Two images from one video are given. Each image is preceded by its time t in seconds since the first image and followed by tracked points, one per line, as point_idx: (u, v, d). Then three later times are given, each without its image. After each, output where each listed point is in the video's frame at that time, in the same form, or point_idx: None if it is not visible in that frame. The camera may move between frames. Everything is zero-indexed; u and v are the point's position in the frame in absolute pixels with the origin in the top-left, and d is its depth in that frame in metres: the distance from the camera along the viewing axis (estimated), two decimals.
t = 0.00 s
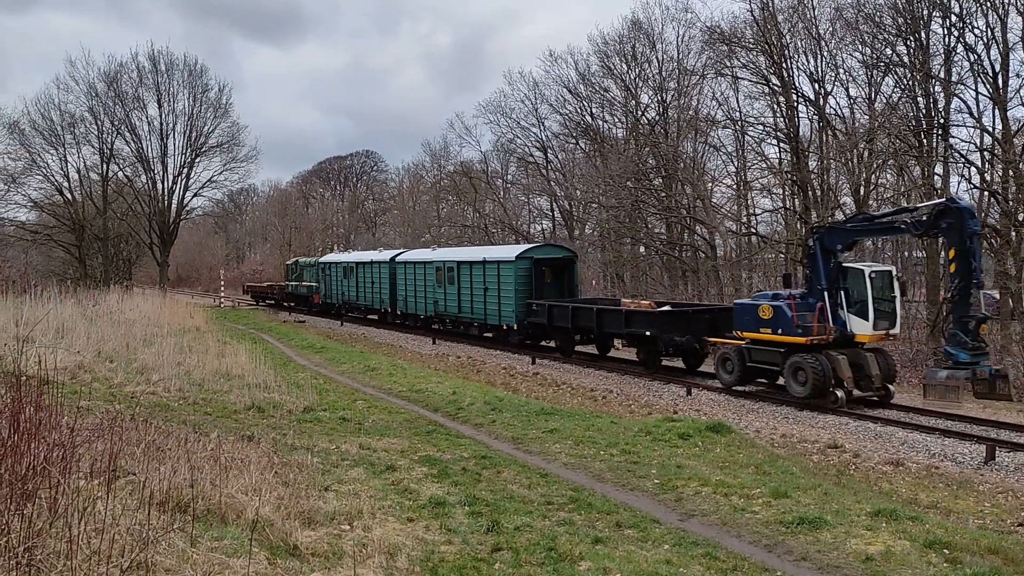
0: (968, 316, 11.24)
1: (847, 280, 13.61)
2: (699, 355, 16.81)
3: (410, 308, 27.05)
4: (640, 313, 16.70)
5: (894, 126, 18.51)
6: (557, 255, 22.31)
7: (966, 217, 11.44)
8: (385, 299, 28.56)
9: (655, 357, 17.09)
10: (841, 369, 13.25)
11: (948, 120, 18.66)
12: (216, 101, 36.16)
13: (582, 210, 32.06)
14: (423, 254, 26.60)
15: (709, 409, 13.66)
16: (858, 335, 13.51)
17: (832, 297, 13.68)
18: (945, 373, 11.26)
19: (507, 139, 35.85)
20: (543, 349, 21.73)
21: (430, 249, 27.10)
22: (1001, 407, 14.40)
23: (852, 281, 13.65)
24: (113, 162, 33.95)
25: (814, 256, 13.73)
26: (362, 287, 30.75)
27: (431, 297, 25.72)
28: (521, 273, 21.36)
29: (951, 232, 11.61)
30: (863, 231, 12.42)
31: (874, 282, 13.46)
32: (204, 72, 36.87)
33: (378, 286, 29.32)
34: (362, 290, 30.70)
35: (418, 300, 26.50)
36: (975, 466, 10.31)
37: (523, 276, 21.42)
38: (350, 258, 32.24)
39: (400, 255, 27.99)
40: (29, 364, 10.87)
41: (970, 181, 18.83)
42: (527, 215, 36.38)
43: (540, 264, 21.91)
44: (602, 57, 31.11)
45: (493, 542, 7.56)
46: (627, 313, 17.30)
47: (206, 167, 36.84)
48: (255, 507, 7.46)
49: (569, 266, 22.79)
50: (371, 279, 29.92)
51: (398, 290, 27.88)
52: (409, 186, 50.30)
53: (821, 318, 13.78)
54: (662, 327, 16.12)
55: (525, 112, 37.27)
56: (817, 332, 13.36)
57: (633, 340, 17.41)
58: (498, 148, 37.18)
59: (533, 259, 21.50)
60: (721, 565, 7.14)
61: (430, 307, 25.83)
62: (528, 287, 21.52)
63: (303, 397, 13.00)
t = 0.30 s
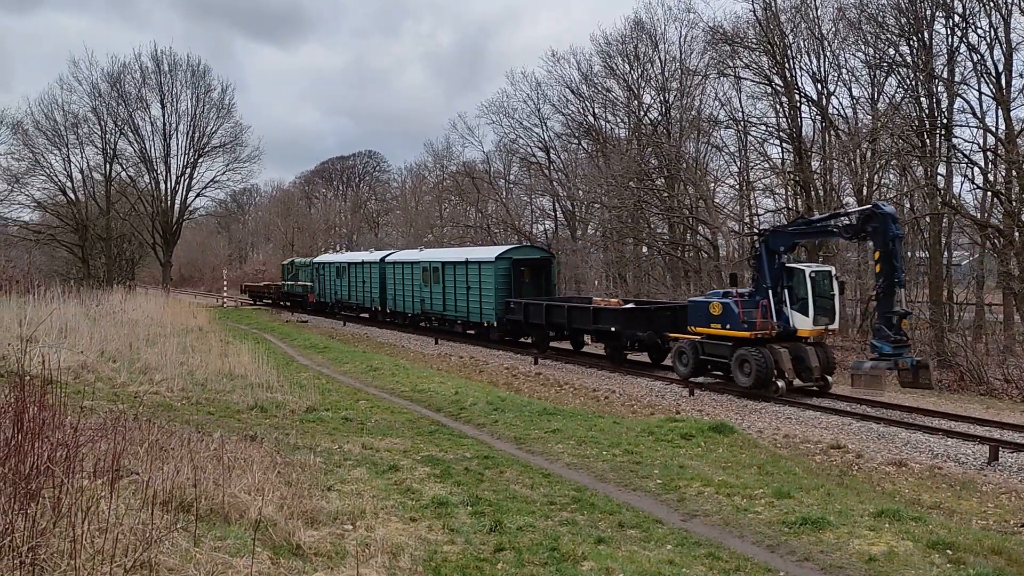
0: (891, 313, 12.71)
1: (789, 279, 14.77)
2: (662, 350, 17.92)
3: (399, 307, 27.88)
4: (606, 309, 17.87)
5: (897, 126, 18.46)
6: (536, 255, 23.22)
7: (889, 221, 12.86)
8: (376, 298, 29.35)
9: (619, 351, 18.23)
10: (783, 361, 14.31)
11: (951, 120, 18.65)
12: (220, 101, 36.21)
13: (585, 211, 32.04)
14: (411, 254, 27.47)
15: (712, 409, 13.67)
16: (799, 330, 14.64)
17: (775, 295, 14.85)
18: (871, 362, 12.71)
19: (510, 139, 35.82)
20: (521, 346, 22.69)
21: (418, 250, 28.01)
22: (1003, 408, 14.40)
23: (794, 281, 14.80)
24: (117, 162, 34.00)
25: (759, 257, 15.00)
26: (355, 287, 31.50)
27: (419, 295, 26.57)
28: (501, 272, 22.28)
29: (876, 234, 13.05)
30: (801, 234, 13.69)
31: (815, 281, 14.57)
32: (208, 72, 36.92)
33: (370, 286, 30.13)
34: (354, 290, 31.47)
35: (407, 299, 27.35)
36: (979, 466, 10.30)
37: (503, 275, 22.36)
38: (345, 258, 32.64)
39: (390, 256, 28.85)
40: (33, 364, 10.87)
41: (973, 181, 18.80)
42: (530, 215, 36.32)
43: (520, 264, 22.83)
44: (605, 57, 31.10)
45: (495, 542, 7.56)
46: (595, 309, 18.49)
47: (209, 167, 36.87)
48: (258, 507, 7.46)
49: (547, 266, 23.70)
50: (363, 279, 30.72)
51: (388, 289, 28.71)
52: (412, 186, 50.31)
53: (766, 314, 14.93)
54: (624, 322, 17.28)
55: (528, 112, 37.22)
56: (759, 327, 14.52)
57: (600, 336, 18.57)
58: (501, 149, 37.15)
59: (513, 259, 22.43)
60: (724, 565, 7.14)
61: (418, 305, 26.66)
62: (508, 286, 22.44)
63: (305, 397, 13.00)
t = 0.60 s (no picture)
0: (828, 310, 14.27)
1: (741, 279, 15.76)
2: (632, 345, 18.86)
3: (389, 305, 28.52)
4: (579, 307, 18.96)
5: (902, 126, 18.39)
6: (518, 255, 23.96)
7: (826, 226, 14.21)
8: (368, 297, 29.94)
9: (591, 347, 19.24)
10: (734, 354, 15.18)
11: (956, 120, 18.50)
12: (224, 102, 36.25)
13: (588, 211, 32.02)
14: (400, 254, 28.13)
15: (716, 409, 13.67)
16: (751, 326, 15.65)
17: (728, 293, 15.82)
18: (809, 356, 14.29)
19: (514, 140, 35.82)
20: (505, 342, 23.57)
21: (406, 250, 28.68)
22: (1006, 409, 14.41)
23: (745, 280, 15.81)
24: (121, 162, 34.06)
25: (714, 257, 15.94)
26: (346, 287, 31.97)
27: (407, 294, 27.20)
28: (484, 272, 23.02)
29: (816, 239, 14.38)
30: (750, 237, 14.72)
31: (765, 280, 15.65)
32: (212, 73, 36.96)
33: (362, 285, 30.63)
34: (346, 290, 31.94)
35: (395, 298, 27.99)
36: (984, 466, 10.29)
37: (486, 275, 23.11)
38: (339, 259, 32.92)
39: (380, 256, 29.46)
40: (38, 364, 10.88)
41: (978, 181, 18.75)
42: (534, 215, 36.25)
43: (502, 265, 23.58)
44: (609, 57, 31.08)
45: (499, 542, 7.56)
46: (568, 307, 19.53)
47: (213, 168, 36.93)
48: (263, 507, 7.47)
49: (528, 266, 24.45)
50: (353, 279, 31.25)
51: (378, 288, 29.34)
52: (416, 187, 50.33)
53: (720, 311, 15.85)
54: (593, 318, 18.43)
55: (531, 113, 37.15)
56: (713, 322, 15.42)
57: (574, 332, 19.61)
58: (504, 149, 37.15)
59: (495, 259, 23.16)
60: (729, 566, 7.13)
61: (406, 304, 27.30)
62: (491, 285, 23.20)
63: (310, 397, 13.02)
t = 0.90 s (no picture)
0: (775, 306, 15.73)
1: (702, 278, 16.81)
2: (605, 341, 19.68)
3: (380, 304, 29.09)
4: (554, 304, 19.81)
5: (907, 125, 18.32)
6: (502, 256, 24.52)
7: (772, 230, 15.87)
8: (363, 296, 30.41)
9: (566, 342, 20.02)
10: (693, 347, 16.33)
11: (961, 119, 18.39)
12: (229, 102, 36.32)
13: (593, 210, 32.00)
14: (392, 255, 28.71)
15: (721, 409, 13.67)
16: (711, 322, 16.60)
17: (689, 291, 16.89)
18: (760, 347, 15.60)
19: (518, 139, 35.79)
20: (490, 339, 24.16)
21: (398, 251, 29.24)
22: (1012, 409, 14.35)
23: (706, 280, 16.84)
24: (127, 163, 34.16)
25: (676, 257, 17.10)
26: (343, 287, 32.37)
27: (397, 293, 27.76)
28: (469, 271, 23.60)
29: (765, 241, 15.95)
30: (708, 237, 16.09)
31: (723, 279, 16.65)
32: (217, 73, 37.02)
33: (356, 284, 31.08)
34: (343, 290, 32.33)
35: (387, 297, 28.55)
36: (990, 467, 10.25)
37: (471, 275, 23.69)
38: (336, 259, 33.16)
39: (372, 256, 30.00)
40: (44, 364, 10.90)
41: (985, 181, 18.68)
42: (538, 215, 36.20)
43: (486, 265, 24.14)
44: (613, 57, 31.04)
45: (504, 542, 7.56)
46: (545, 304, 20.36)
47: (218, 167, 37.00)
48: (268, 507, 7.48)
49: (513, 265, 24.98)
50: (348, 278, 31.67)
51: (371, 287, 29.89)
52: (420, 186, 50.36)
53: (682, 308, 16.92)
54: (567, 315, 19.33)
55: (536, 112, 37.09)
56: (674, 317, 16.53)
57: (551, 328, 20.43)
58: (509, 148, 37.14)
59: (480, 259, 23.74)
60: (733, 566, 7.11)
61: (396, 303, 27.87)
62: (475, 284, 23.78)
63: (315, 397, 13.03)
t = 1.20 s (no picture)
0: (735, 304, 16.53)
1: (669, 277, 17.52)
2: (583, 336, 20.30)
3: (374, 303, 29.34)
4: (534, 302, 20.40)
5: (915, 125, 18.26)
6: (490, 255, 24.75)
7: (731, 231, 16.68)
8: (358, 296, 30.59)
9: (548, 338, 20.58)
10: (660, 342, 17.09)
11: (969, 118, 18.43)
12: (235, 103, 36.39)
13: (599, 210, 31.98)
14: (385, 255, 28.98)
15: (728, 409, 13.65)
16: (677, 318, 17.40)
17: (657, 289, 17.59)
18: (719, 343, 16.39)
19: (525, 139, 35.79)
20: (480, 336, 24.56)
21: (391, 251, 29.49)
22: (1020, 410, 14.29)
23: (674, 279, 17.51)
24: (134, 163, 34.26)
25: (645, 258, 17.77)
26: (341, 287, 32.46)
27: (389, 293, 28.00)
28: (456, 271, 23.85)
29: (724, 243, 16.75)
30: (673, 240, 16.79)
31: (688, 278, 17.37)
32: (224, 74, 37.11)
33: (352, 284, 31.30)
34: (341, 289, 32.42)
35: (380, 296, 28.82)
36: (998, 467, 10.21)
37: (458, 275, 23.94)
38: (335, 259, 33.27)
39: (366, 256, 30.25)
40: (54, 364, 10.94)
41: (992, 180, 18.63)
42: (544, 215, 36.18)
43: (474, 265, 24.39)
44: (620, 57, 31.02)
45: (511, 542, 7.56)
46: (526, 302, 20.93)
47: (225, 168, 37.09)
48: (275, 507, 7.49)
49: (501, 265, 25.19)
50: (344, 277, 31.87)
51: (364, 287, 30.12)
52: (427, 186, 50.39)
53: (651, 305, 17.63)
54: (546, 312, 20.04)
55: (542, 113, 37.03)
56: (642, 314, 17.26)
57: (532, 324, 21.03)
58: (515, 148, 37.14)
59: (467, 259, 23.99)
60: (740, 567, 7.10)
61: (388, 301, 28.11)
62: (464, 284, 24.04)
63: (322, 397, 13.05)
